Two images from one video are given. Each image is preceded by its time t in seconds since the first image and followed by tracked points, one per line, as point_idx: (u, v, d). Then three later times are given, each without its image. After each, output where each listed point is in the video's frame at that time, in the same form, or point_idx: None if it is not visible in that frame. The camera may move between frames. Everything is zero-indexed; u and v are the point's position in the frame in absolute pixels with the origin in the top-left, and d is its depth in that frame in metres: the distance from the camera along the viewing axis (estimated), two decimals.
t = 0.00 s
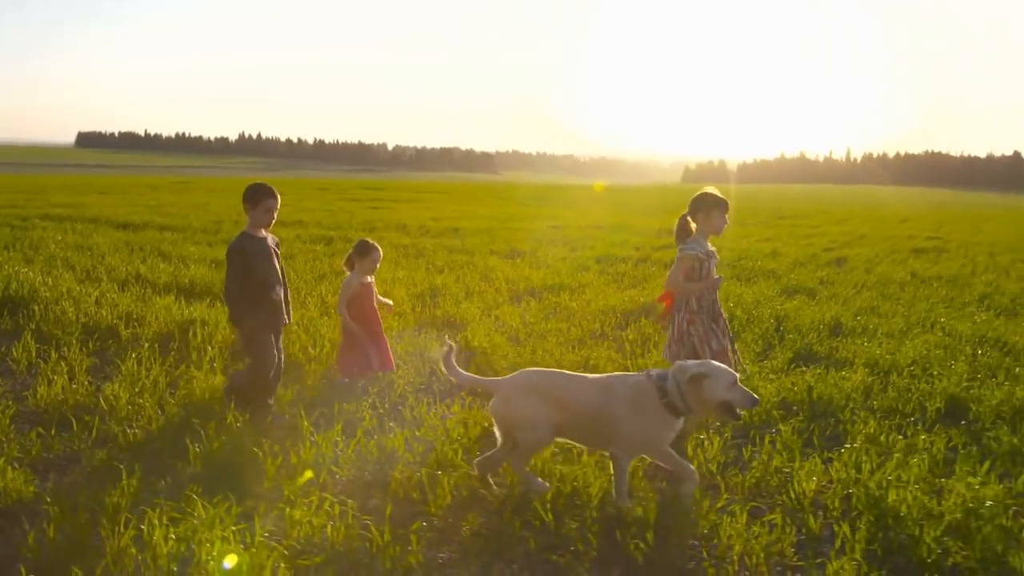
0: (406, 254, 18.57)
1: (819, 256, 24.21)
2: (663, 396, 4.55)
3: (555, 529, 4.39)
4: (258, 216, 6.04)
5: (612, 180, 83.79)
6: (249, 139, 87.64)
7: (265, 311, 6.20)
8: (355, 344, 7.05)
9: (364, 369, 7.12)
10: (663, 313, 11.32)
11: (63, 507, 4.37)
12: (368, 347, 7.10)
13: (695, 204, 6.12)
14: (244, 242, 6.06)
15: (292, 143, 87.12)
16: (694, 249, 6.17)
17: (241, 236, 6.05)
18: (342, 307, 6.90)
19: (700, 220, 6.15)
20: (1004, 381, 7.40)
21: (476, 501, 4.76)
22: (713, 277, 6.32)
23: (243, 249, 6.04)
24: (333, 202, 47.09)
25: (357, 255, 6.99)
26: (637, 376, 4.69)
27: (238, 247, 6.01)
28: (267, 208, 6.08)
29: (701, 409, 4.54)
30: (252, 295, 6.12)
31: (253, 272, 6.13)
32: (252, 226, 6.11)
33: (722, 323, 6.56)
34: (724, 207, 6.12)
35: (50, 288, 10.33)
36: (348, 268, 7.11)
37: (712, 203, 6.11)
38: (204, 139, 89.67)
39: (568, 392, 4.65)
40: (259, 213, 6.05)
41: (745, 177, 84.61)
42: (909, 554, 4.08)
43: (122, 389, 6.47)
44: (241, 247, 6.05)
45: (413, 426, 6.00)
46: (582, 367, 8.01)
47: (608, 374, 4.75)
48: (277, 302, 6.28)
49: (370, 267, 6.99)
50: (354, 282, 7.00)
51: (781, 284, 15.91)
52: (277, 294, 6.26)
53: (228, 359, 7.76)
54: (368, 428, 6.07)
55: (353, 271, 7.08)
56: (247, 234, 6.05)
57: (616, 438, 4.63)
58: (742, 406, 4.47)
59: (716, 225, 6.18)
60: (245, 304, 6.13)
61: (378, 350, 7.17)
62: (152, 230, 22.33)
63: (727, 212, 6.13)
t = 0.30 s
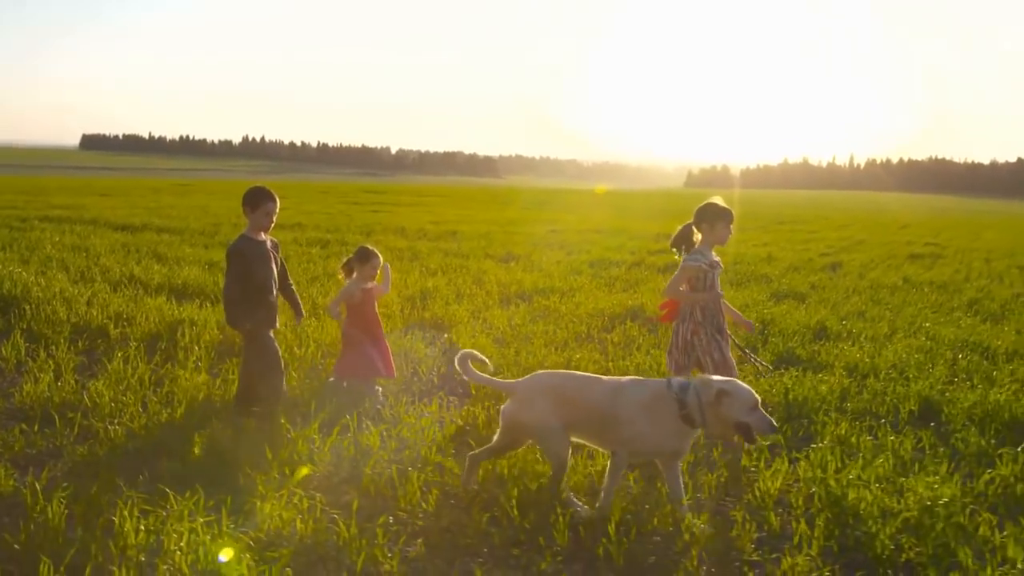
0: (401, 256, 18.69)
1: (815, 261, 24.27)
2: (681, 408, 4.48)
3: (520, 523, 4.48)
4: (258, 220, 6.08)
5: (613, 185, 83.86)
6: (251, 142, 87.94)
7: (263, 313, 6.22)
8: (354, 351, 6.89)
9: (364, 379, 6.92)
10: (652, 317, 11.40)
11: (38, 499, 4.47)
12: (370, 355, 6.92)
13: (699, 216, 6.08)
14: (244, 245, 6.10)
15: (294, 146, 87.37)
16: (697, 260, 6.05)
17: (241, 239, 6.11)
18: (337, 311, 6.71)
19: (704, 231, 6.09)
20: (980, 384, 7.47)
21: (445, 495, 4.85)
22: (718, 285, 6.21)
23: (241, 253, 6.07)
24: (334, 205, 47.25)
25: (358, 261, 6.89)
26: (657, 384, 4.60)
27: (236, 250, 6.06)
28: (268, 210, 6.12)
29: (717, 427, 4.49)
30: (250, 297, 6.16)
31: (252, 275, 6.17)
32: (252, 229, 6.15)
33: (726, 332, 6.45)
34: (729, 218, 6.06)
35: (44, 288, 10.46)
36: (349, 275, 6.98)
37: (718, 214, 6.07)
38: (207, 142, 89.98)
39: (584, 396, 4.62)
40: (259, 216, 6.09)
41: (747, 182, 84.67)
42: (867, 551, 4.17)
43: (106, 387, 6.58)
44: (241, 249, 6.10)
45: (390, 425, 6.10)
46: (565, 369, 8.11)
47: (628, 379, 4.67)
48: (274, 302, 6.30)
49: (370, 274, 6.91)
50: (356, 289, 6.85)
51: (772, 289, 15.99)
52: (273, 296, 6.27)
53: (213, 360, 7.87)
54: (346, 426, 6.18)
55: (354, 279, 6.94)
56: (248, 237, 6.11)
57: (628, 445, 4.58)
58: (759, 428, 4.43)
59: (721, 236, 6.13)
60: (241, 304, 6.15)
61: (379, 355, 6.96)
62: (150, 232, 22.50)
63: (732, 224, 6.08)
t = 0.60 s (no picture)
0: (397, 259, 18.80)
1: (812, 263, 24.33)
2: (701, 416, 4.56)
3: (493, 519, 4.57)
4: (259, 226, 6.10)
5: (615, 188, 83.87)
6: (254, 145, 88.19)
7: (264, 317, 6.27)
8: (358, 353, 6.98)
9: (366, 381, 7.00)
10: (642, 318, 11.49)
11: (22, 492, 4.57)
12: (372, 357, 7.01)
13: (706, 222, 6.02)
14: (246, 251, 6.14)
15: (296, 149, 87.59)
16: (706, 265, 5.99)
17: (243, 246, 6.15)
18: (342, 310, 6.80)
19: (712, 237, 6.02)
20: (961, 384, 7.56)
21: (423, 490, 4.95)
22: (729, 292, 6.14)
23: (243, 259, 6.11)
24: (335, 208, 47.40)
25: (360, 263, 7.01)
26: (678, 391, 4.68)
27: (239, 256, 6.10)
28: (269, 216, 6.15)
29: (733, 434, 4.59)
30: (252, 301, 6.19)
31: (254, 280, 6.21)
32: (254, 235, 6.19)
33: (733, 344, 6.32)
34: (737, 223, 5.99)
35: (39, 289, 10.58)
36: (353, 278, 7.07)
37: (726, 220, 6.00)
38: (211, 145, 90.27)
39: (606, 400, 4.67)
40: (260, 223, 6.12)
41: (748, 185, 84.71)
42: (832, 546, 4.26)
43: (95, 386, 6.68)
44: (242, 256, 6.14)
45: (371, 423, 6.20)
46: (552, 369, 8.21)
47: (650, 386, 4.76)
48: (275, 307, 6.36)
49: (373, 277, 7.03)
50: (360, 292, 6.95)
51: (766, 290, 16.07)
52: (275, 301, 6.34)
53: (204, 360, 7.96)
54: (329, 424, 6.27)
55: (357, 281, 7.04)
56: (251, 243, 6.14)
57: (649, 450, 4.66)
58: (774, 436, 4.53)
59: (729, 242, 6.06)
60: (245, 310, 6.18)
61: (384, 356, 7.07)
62: (148, 234, 22.63)
63: (741, 229, 6.01)
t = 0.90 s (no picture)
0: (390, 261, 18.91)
1: (806, 263, 24.40)
2: (708, 407, 4.53)
3: (461, 511, 4.68)
4: (259, 233, 6.10)
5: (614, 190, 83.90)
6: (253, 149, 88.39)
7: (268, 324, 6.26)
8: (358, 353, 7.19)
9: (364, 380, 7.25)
10: (629, 317, 11.58)
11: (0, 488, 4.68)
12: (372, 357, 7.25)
13: (712, 217, 6.12)
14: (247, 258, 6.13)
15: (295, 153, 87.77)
16: (711, 260, 6.09)
17: (245, 253, 6.14)
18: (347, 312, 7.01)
19: (718, 232, 6.12)
20: (936, 380, 7.65)
21: (396, 483, 5.04)
22: (733, 288, 6.23)
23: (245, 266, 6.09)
24: (332, 210, 47.55)
25: (363, 263, 7.18)
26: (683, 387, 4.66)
27: (241, 264, 6.09)
28: (269, 222, 6.10)
29: (741, 419, 4.55)
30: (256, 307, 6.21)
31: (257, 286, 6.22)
32: (255, 242, 6.18)
33: (739, 339, 6.38)
34: (742, 219, 6.09)
35: (30, 292, 10.69)
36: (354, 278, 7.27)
37: (731, 216, 6.10)
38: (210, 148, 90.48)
39: (610, 398, 4.64)
40: (261, 230, 6.11)
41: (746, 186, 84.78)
42: (793, 536, 4.40)
43: (78, 385, 6.78)
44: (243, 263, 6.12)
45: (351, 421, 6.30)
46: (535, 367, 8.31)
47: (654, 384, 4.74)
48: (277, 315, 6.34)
49: (375, 278, 7.21)
50: (363, 291, 7.14)
51: (756, 290, 16.15)
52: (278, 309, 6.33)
53: (189, 359, 8.07)
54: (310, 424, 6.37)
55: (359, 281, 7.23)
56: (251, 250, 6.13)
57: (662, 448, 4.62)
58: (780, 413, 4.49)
59: (734, 237, 6.16)
60: (248, 316, 6.18)
61: (382, 356, 7.30)
62: (144, 238, 22.76)
63: (745, 225, 6.10)
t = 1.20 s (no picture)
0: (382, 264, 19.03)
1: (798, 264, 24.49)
2: (711, 406, 4.54)
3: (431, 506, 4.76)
4: (256, 234, 6.12)
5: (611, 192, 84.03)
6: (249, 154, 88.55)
7: (267, 325, 6.28)
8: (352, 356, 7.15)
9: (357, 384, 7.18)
10: (615, 318, 11.68)
11: None
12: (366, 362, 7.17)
13: (711, 215, 6.15)
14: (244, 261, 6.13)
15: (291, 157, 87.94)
16: (709, 257, 6.11)
17: (242, 255, 6.15)
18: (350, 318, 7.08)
19: (717, 230, 6.14)
20: (913, 377, 7.74)
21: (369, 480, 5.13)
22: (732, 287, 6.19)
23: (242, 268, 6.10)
24: (328, 214, 47.67)
25: (367, 269, 7.17)
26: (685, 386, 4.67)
27: (239, 265, 6.10)
28: (265, 224, 6.13)
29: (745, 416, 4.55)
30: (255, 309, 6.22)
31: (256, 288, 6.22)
32: (252, 244, 6.19)
33: (738, 338, 6.34)
34: (742, 218, 6.11)
35: (21, 297, 10.80)
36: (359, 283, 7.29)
37: (731, 214, 6.13)
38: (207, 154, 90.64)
39: (612, 398, 4.65)
40: (258, 231, 6.13)
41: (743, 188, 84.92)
42: (757, 528, 4.49)
43: (62, 387, 6.89)
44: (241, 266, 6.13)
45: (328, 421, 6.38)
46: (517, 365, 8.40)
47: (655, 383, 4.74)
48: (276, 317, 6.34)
49: (377, 284, 7.19)
50: (365, 297, 7.20)
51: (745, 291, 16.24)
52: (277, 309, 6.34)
53: (173, 362, 8.16)
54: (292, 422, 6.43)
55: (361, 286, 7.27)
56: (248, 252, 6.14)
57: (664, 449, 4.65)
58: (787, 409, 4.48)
59: (734, 235, 6.18)
60: (247, 319, 6.19)
61: (378, 361, 7.22)
62: (138, 243, 22.88)
63: (745, 223, 6.12)
